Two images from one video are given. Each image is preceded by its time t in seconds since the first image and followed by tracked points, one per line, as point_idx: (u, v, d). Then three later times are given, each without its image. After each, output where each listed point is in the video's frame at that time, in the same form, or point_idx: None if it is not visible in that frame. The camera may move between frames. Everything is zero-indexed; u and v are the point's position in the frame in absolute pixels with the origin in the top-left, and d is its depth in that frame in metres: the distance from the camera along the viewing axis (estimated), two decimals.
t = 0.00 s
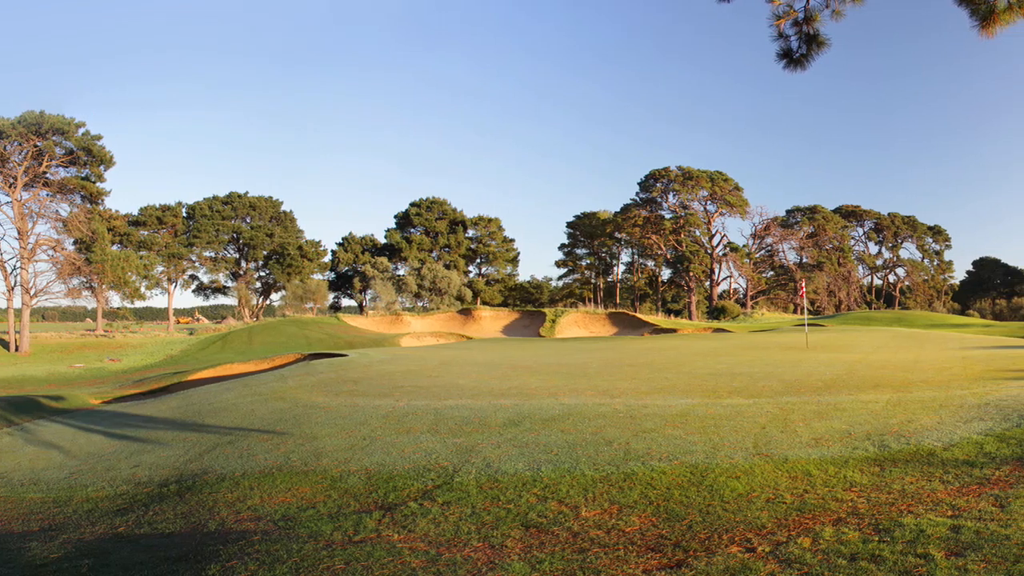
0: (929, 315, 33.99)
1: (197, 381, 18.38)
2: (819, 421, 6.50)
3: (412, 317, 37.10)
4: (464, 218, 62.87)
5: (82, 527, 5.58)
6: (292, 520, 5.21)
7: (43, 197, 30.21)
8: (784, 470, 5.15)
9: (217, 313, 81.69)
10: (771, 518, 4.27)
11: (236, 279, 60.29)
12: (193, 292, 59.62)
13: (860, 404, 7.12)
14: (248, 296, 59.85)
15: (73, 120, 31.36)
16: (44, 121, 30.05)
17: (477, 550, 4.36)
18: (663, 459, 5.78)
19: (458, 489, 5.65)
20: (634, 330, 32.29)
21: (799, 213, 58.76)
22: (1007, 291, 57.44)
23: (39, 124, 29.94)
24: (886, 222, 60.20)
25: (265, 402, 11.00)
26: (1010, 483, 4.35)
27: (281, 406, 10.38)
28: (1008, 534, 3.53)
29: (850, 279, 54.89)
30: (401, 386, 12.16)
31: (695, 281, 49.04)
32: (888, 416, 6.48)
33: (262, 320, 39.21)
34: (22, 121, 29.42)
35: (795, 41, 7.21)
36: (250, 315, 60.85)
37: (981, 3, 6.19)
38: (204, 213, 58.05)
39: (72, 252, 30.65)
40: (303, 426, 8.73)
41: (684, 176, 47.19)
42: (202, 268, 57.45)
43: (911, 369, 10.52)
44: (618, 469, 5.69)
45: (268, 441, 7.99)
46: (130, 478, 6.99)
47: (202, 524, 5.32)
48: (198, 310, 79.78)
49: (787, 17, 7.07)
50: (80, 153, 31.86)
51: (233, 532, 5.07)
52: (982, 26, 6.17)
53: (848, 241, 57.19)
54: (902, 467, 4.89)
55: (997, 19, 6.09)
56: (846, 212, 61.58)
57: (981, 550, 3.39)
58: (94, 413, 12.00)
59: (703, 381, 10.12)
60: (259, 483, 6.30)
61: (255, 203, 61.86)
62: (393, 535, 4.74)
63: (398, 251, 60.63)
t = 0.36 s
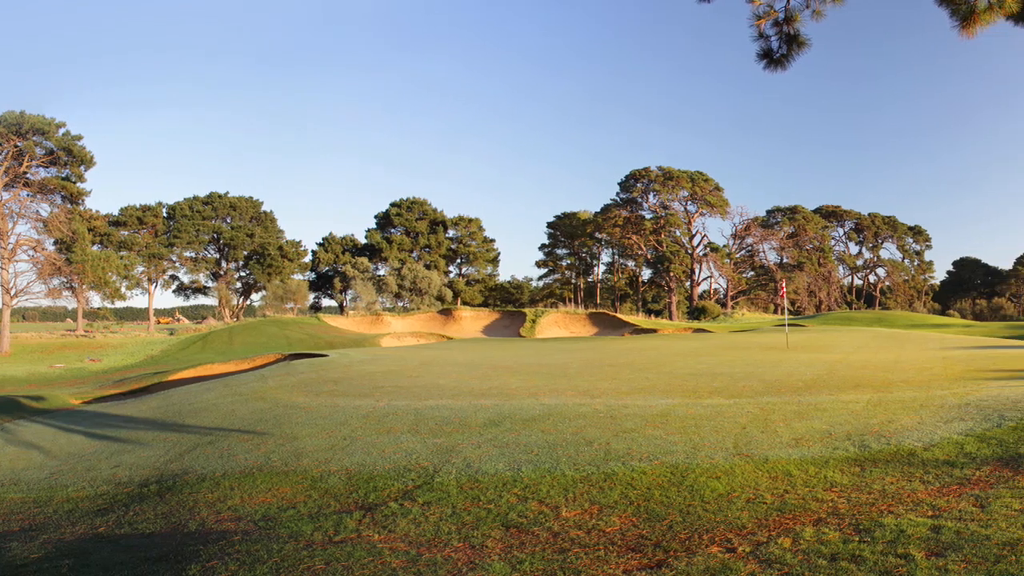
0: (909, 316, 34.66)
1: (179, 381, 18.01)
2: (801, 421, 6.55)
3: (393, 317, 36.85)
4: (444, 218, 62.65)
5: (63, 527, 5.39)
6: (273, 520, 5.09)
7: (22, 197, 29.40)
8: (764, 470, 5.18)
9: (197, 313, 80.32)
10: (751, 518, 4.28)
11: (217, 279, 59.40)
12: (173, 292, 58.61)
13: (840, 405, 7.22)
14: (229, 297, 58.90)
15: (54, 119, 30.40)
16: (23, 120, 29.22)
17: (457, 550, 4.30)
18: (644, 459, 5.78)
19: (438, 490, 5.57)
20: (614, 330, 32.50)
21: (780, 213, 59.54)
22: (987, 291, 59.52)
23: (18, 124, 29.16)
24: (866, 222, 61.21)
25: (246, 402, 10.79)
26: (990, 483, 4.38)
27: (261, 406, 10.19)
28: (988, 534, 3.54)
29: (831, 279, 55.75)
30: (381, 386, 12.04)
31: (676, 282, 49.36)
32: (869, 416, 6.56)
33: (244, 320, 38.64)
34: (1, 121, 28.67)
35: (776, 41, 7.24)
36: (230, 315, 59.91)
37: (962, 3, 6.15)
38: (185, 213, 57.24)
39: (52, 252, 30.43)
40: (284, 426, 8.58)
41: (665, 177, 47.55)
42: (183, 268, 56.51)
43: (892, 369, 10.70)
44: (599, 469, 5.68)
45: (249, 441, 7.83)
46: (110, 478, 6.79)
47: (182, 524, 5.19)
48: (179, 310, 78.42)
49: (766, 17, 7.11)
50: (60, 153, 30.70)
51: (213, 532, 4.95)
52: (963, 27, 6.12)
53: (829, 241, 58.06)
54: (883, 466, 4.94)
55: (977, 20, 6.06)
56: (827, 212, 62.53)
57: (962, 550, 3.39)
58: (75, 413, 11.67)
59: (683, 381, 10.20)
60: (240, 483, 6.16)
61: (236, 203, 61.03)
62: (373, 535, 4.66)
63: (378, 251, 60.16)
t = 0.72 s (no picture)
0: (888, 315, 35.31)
1: (161, 381, 17.64)
2: (778, 421, 6.60)
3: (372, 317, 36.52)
4: (424, 218, 62.29)
5: (43, 527, 5.23)
6: (253, 521, 4.98)
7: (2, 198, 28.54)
8: (744, 471, 5.19)
9: (177, 313, 78.74)
10: (731, 518, 4.29)
11: (197, 279, 58.48)
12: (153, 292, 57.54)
13: (820, 404, 7.29)
14: (209, 297, 57.95)
15: (33, 120, 31.34)
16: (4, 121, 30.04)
17: (437, 550, 4.24)
18: (624, 459, 5.77)
19: (419, 489, 5.50)
20: (593, 330, 32.61)
21: (760, 213, 60.33)
22: (968, 291, 61.30)
23: None
24: (847, 222, 62.26)
25: (226, 402, 10.57)
26: (971, 483, 4.39)
27: (242, 406, 10.00)
28: (967, 534, 3.54)
29: (810, 279, 56.61)
30: (362, 386, 11.90)
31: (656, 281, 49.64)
32: (849, 416, 6.64)
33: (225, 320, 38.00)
34: None
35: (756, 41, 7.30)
36: (211, 315, 58.95)
37: (941, 4, 6.19)
38: (165, 213, 56.27)
39: (32, 252, 29.66)
40: (265, 425, 8.43)
41: (645, 177, 47.86)
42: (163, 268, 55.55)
43: (871, 369, 10.91)
44: (578, 470, 5.65)
45: (229, 441, 7.66)
46: (89, 478, 6.60)
47: (162, 524, 5.06)
48: (159, 310, 76.87)
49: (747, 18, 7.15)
50: (41, 153, 31.68)
51: (194, 532, 4.83)
52: (943, 27, 6.17)
53: (809, 241, 58.89)
54: (862, 466, 4.98)
55: (958, 20, 6.12)
56: (807, 212, 63.50)
57: (941, 550, 3.39)
58: (55, 413, 11.33)
59: (662, 381, 10.25)
60: (222, 482, 6.03)
61: (216, 203, 60.08)
62: (354, 535, 4.58)
63: (358, 251, 59.59)
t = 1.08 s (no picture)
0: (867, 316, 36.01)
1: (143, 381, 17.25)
2: (761, 422, 6.65)
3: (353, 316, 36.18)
4: (404, 218, 61.81)
5: (23, 528, 5.11)
6: (233, 521, 4.89)
7: None
8: (724, 471, 5.22)
9: (158, 313, 76.86)
10: (712, 517, 4.31)
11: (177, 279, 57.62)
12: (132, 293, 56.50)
13: (799, 405, 7.38)
14: (189, 297, 56.99)
15: (13, 119, 30.61)
16: None
17: (417, 550, 4.17)
18: (605, 459, 5.76)
19: (399, 489, 5.42)
20: (573, 330, 32.72)
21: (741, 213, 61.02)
22: (949, 292, 62.79)
23: None
24: (827, 223, 63.30)
25: (205, 402, 10.36)
26: (949, 483, 4.43)
27: (222, 406, 9.80)
28: (946, 533, 3.56)
29: (791, 279, 57.40)
30: (343, 386, 11.76)
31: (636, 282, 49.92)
32: (829, 416, 6.72)
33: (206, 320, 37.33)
34: None
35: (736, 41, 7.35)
36: (191, 315, 57.94)
37: (922, 4, 6.26)
38: (146, 213, 55.35)
39: (12, 251, 28.08)
40: (245, 425, 8.27)
41: (626, 177, 48.13)
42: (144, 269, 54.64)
43: (852, 369, 11.10)
44: (560, 469, 5.63)
45: (210, 441, 7.52)
46: (69, 479, 6.46)
47: (143, 525, 4.97)
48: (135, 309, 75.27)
49: (728, 17, 7.18)
50: (21, 153, 30.96)
51: (174, 533, 4.75)
52: (924, 26, 6.26)
53: (789, 241, 59.66)
54: (843, 467, 5.02)
55: (938, 20, 6.21)
56: (788, 212, 64.33)
57: (920, 550, 3.41)
58: (32, 413, 11.02)
59: (642, 381, 10.31)
60: (203, 482, 5.94)
61: (197, 203, 59.14)
62: (334, 535, 4.51)
63: (339, 251, 58.98)
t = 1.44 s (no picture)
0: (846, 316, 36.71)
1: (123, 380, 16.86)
2: (741, 422, 6.69)
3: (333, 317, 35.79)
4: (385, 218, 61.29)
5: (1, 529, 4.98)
6: (214, 521, 4.80)
7: None
8: (706, 471, 5.23)
9: (138, 313, 75.02)
10: (694, 517, 4.31)
11: (157, 279, 56.63)
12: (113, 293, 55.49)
13: (780, 405, 7.46)
14: (170, 297, 55.98)
15: None
16: None
17: (396, 551, 4.10)
18: (585, 460, 5.75)
19: (379, 490, 5.34)
20: (553, 330, 32.76)
21: (721, 213, 61.75)
22: (928, 291, 64.10)
23: None
24: (807, 223, 64.28)
25: (185, 402, 10.13)
26: (930, 483, 4.49)
27: (202, 406, 9.59)
28: (928, 534, 3.58)
29: (771, 279, 58.14)
30: (324, 387, 11.59)
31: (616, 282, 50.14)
32: (810, 416, 6.80)
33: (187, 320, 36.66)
34: None
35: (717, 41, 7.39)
36: (172, 316, 56.94)
37: (902, 4, 6.37)
38: (126, 213, 54.39)
39: None
40: (225, 425, 8.11)
41: (606, 177, 48.37)
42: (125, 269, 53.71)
43: (832, 369, 11.27)
44: (541, 469, 5.60)
45: (190, 441, 7.37)
46: (49, 478, 6.32)
47: (123, 524, 4.86)
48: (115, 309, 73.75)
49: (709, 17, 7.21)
50: None
51: (154, 532, 4.65)
52: (904, 26, 6.37)
53: (769, 241, 60.43)
54: (822, 467, 5.07)
55: (918, 19, 6.32)
56: (768, 212, 65.23)
57: (902, 550, 3.43)
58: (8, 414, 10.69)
59: (623, 381, 10.35)
60: (184, 482, 5.83)
61: (177, 203, 58.18)
62: (315, 535, 4.44)
63: (319, 251, 58.28)
